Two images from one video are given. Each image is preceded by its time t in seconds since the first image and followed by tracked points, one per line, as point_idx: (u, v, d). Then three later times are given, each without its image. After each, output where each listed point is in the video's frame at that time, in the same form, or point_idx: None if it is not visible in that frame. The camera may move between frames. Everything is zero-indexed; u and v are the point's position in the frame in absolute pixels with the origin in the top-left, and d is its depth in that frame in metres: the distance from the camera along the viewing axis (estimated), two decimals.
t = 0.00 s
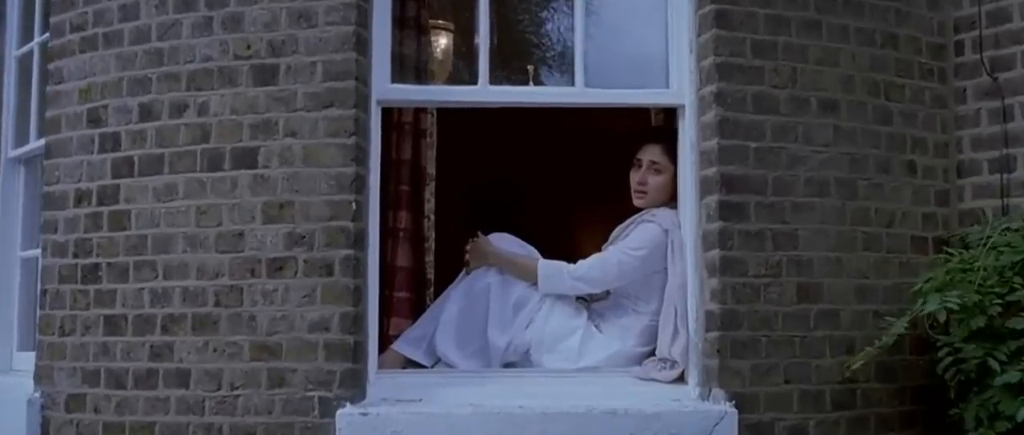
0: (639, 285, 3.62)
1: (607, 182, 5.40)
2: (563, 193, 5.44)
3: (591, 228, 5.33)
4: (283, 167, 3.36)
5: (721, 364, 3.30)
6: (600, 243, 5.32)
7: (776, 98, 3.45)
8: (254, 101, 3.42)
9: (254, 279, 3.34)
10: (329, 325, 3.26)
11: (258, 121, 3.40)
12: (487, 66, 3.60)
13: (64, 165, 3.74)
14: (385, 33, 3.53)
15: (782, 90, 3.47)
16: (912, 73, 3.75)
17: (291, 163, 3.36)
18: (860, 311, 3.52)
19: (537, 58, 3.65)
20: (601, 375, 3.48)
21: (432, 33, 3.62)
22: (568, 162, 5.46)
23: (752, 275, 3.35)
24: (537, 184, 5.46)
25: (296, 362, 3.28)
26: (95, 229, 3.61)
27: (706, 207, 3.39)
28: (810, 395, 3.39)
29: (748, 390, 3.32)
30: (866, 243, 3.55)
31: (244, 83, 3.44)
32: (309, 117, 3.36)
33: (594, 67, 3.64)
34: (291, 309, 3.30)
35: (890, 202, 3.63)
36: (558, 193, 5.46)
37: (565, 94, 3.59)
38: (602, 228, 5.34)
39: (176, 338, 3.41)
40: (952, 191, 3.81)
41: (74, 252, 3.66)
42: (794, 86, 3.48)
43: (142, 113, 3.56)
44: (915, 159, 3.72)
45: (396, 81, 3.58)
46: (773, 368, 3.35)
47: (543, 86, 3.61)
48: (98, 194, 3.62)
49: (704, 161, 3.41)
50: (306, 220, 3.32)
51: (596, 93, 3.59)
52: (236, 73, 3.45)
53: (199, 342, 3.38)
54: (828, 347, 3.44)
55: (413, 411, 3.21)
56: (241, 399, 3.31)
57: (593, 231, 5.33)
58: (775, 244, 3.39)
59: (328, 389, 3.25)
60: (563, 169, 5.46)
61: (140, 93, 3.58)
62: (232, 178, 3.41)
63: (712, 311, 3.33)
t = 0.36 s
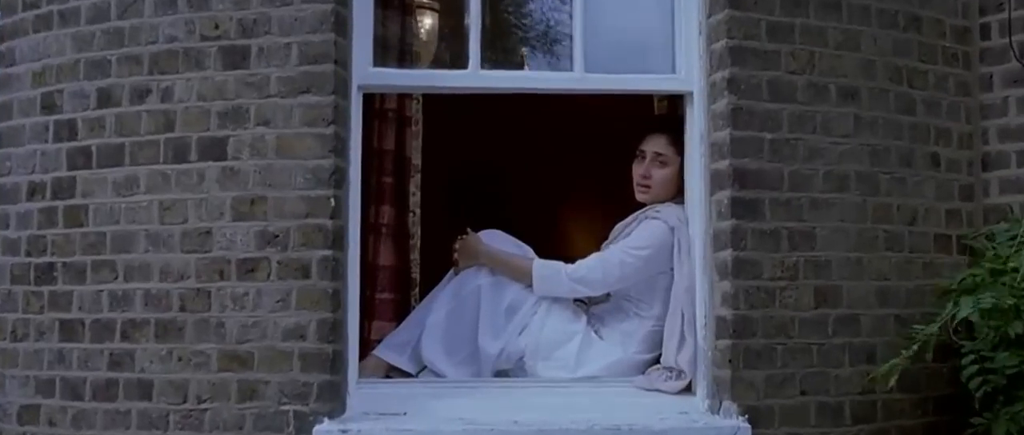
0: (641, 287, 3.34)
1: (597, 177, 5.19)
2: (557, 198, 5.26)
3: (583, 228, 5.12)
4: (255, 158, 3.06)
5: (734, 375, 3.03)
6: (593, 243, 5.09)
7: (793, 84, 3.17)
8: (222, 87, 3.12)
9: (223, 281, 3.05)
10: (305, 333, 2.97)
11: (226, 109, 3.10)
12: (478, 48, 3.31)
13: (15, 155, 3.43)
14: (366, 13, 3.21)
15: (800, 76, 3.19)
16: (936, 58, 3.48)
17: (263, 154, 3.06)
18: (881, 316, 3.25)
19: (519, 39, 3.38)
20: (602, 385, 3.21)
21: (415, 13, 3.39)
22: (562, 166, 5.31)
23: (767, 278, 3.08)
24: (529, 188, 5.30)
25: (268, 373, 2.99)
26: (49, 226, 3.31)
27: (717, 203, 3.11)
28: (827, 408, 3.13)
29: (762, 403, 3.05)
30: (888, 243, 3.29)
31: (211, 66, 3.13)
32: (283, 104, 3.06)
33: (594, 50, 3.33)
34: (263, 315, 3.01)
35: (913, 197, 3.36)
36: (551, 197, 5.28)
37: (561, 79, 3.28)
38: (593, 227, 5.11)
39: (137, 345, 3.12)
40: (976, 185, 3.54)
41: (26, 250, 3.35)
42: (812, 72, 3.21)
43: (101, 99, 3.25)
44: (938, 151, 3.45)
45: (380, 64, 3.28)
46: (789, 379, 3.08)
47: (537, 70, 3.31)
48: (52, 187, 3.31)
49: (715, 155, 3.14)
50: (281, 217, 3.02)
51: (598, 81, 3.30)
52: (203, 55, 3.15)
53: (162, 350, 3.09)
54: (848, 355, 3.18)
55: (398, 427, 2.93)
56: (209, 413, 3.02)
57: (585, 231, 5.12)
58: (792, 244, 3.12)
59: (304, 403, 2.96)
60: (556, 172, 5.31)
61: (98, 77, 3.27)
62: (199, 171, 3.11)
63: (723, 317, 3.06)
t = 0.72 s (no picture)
0: (644, 289, 3.09)
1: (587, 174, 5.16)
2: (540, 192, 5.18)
3: (570, 224, 5.08)
4: (223, 150, 2.78)
5: (748, 387, 2.78)
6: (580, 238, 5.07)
7: (812, 70, 2.91)
8: (187, 70, 2.83)
9: (188, 285, 2.77)
10: (279, 342, 2.70)
11: (191, 95, 2.82)
12: (468, 29, 3.03)
13: None
14: None
15: (820, 60, 2.93)
16: (963, 42, 3.23)
17: (233, 145, 2.78)
18: (905, 321, 3.01)
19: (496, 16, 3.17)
20: (602, 396, 2.96)
21: None
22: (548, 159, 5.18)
23: (784, 282, 2.83)
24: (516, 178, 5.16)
25: (239, 385, 2.72)
26: None
27: (729, 200, 2.85)
28: (847, 422, 2.89)
29: (777, 418, 2.80)
30: (912, 242, 3.04)
31: (175, 47, 2.85)
32: (254, 90, 2.78)
33: (593, 33, 3.07)
34: (232, 322, 2.73)
35: (938, 192, 3.11)
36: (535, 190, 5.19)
37: (559, 62, 3.01)
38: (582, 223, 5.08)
39: (94, 354, 2.84)
40: (1002, 178, 3.29)
41: None
42: (833, 57, 2.94)
43: (53, 83, 2.96)
44: (964, 141, 3.20)
45: (361, 45, 3.00)
46: (807, 391, 2.84)
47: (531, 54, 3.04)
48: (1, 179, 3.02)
49: (726, 147, 2.88)
50: (251, 215, 2.75)
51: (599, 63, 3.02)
52: (166, 35, 2.86)
53: (122, 360, 2.81)
54: (869, 364, 2.93)
55: None
56: (173, 430, 2.75)
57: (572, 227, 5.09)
58: (810, 244, 2.87)
59: (278, 420, 2.69)
60: (540, 163, 5.18)
61: (50, 58, 2.97)
62: (161, 163, 2.82)
63: (736, 324, 2.81)
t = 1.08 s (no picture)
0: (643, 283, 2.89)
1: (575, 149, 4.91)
2: (527, 168, 4.95)
3: (553, 203, 4.82)
4: (190, 134, 2.57)
5: (756, 389, 2.60)
6: (563, 215, 4.80)
7: (825, 49, 2.72)
8: (152, 48, 2.61)
9: (154, 281, 2.56)
10: (252, 343, 2.50)
11: (156, 75, 2.60)
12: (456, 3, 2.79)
13: None
14: None
15: (833, 38, 2.73)
16: (980, 19, 3.04)
17: (201, 129, 2.56)
18: (920, 317, 2.83)
19: None
20: (599, 397, 2.77)
21: None
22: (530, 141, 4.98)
23: (794, 276, 2.64)
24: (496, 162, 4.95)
25: (209, 390, 2.52)
26: None
27: (737, 188, 2.66)
28: (860, 425, 2.72)
29: (787, 422, 2.62)
30: (928, 233, 2.86)
31: (138, 23, 2.62)
32: (224, 69, 2.56)
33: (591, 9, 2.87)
34: (201, 322, 2.53)
35: (954, 179, 2.93)
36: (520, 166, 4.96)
37: (557, 40, 2.81)
38: (566, 200, 4.81)
39: (53, 356, 2.63)
40: (1020, 164, 3.11)
41: None
42: (846, 35, 2.75)
43: (7, 62, 2.73)
44: (982, 125, 3.01)
45: (341, 21, 2.79)
46: (818, 393, 2.66)
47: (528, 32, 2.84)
48: None
49: (734, 131, 2.69)
50: (222, 205, 2.54)
51: (599, 42, 2.82)
52: (128, 10, 2.63)
53: (84, 362, 2.60)
54: (883, 363, 2.75)
55: None
56: None
57: (556, 204, 4.83)
58: (822, 236, 2.68)
59: (252, 426, 2.49)
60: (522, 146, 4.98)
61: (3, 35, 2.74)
62: (124, 149, 2.61)
63: (744, 322, 2.62)
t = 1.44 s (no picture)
0: (646, 279, 2.70)
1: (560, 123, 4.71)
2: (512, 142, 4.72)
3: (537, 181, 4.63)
4: (157, 119, 2.35)
5: (771, 395, 2.41)
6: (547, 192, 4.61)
7: (845, 28, 2.52)
8: (114, 23, 2.38)
9: (118, 279, 2.35)
10: (226, 347, 2.30)
11: (118, 53, 2.37)
12: None
13: None
14: None
15: (854, 15, 2.53)
16: None
17: (168, 113, 2.34)
18: (943, 315, 2.65)
19: None
20: (600, 402, 2.58)
21: None
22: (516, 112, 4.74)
23: (812, 274, 2.45)
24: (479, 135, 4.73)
25: (178, 398, 2.31)
26: None
27: (750, 179, 2.47)
28: (880, 431, 2.54)
29: (803, 430, 2.44)
30: (951, 225, 2.67)
31: None
32: (194, 48, 2.34)
33: None
34: (169, 324, 2.32)
35: (979, 167, 2.74)
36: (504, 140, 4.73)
37: (554, 16, 2.59)
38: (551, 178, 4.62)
39: (8, 359, 2.41)
40: None
41: None
42: (868, 12, 2.55)
43: None
44: (1007, 109, 2.82)
45: None
46: (837, 398, 2.48)
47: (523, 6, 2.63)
48: None
49: (747, 117, 2.49)
50: (191, 196, 2.32)
51: (599, 18, 2.61)
52: None
53: (41, 366, 2.39)
54: (905, 365, 2.57)
55: None
56: None
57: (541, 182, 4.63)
58: (841, 230, 2.49)
59: None
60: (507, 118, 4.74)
61: None
62: (84, 134, 2.38)
63: (757, 323, 2.43)
